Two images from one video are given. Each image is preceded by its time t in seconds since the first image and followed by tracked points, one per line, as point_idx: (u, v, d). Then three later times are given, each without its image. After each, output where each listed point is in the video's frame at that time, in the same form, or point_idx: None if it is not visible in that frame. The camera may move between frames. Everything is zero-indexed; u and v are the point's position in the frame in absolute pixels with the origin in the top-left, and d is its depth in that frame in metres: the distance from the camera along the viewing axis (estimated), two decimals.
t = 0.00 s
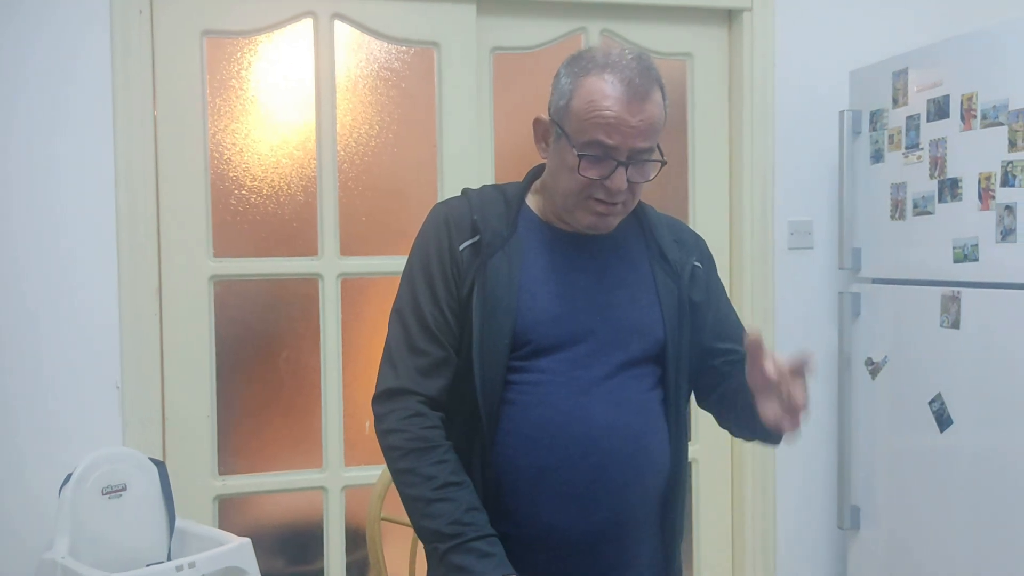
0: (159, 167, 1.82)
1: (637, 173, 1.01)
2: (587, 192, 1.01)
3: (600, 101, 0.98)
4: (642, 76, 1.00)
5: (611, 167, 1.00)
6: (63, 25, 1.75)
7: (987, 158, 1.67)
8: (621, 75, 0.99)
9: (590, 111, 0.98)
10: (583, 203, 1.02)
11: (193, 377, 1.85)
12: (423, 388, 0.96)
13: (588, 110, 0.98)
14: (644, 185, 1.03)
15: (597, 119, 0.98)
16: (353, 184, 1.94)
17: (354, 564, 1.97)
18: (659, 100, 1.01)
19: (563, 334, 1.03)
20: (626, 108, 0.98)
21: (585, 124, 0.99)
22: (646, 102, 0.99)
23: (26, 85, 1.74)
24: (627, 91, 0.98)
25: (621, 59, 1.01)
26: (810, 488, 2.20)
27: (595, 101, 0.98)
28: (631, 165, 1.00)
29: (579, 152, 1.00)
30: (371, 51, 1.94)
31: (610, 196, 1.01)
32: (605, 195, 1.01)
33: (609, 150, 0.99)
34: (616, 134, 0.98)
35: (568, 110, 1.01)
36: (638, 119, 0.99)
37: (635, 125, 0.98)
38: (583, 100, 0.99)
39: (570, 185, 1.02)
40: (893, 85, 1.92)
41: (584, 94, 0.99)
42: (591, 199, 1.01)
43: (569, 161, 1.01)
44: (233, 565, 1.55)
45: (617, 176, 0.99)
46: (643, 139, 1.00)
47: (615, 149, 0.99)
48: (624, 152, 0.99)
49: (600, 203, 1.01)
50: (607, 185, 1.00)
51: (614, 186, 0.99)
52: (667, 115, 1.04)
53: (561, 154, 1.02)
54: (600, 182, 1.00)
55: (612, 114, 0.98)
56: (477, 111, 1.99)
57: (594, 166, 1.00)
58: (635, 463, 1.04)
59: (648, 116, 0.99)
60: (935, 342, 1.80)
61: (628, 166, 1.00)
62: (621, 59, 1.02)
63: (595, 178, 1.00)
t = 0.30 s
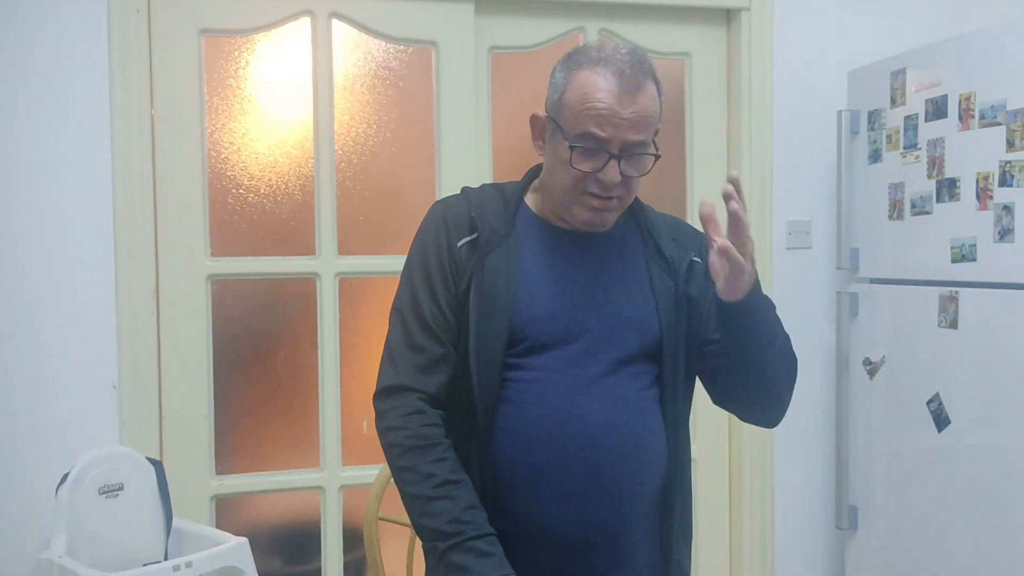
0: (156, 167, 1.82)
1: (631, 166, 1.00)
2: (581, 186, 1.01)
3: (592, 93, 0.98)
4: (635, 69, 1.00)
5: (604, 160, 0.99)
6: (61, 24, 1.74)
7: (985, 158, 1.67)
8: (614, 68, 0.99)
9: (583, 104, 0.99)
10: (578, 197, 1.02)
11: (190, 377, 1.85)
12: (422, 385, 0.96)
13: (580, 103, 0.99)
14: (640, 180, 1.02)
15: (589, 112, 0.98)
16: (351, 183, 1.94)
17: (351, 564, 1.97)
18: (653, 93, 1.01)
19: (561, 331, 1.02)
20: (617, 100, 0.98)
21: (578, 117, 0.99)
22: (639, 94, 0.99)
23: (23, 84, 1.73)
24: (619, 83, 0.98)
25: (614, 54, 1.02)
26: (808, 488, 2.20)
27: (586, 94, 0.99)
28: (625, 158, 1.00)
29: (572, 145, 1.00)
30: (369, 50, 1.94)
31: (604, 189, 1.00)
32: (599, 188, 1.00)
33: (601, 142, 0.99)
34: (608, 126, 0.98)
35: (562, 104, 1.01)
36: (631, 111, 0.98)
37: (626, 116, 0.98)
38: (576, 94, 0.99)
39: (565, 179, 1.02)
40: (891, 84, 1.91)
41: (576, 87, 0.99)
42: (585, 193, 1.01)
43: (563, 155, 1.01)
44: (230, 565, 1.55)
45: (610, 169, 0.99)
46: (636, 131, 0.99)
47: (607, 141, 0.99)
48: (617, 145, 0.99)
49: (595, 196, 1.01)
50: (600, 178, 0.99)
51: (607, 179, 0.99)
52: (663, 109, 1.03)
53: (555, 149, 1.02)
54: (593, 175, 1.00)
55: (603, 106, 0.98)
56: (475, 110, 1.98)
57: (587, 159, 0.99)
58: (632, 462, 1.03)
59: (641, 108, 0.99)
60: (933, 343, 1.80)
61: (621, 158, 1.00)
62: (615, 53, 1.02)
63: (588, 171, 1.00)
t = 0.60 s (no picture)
0: (156, 167, 1.82)
1: (623, 162, 1.00)
2: (574, 184, 1.01)
3: (581, 90, 0.98)
4: (625, 64, 1.00)
5: (596, 157, 0.99)
6: (61, 24, 1.74)
7: (986, 158, 1.67)
8: (603, 64, 0.99)
9: (572, 101, 0.99)
10: (571, 195, 1.02)
11: (191, 378, 1.84)
12: (423, 387, 0.96)
13: (570, 100, 0.99)
14: (633, 176, 1.02)
15: (578, 108, 0.98)
16: (351, 184, 1.94)
17: (352, 564, 1.97)
18: (644, 89, 1.01)
19: (560, 333, 1.02)
20: (607, 96, 0.98)
21: (567, 114, 0.99)
22: (629, 90, 0.99)
23: (23, 84, 1.73)
24: (608, 79, 0.98)
25: (604, 50, 1.02)
26: (808, 488, 2.20)
27: (575, 91, 0.98)
28: (616, 154, 1.00)
29: (562, 143, 1.00)
30: (370, 50, 1.94)
31: (597, 185, 1.00)
32: (591, 184, 1.00)
33: (591, 138, 0.99)
34: (598, 122, 0.98)
35: (552, 102, 1.01)
36: (620, 107, 0.98)
37: (615, 111, 0.98)
38: (566, 91, 0.99)
39: (556, 177, 1.02)
40: (892, 85, 1.91)
41: (565, 84, 1.00)
42: (578, 190, 1.01)
43: (555, 153, 1.01)
44: (230, 566, 1.55)
45: (601, 165, 0.99)
46: (627, 127, 0.99)
47: (597, 138, 0.99)
48: (607, 141, 0.99)
49: (588, 193, 1.01)
50: (592, 174, 0.99)
51: (599, 175, 0.99)
52: (655, 104, 1.03)
53: (547, 147, 1.02)
54: (585, 171, 1.00)
55: (592, 102, 0.98)
56: (475, 111, 1.98)
57: (578, 156, 0.99)
58: (631, 463, 1.03)
59: (631, 103, 0.99)
60: (933, 343, 1.80)
61: (612, 154, 0.99)
62: (604, 50, 1.02)
63: (580, 168, 1.00)
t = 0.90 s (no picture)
0: (157, 167, 1.82)
1: (627, 156, 1.00)
2: (578, 177, 1.01)
3: (584, 84, 0.99)
4: (627, 59, 1.01)
5: (600, 151, 0.99)
6: (61, 25, 1.74)
7: (986, 159, 1.67)
8: (605, 59, 1.00)
9: (575, 95, 0.99)
10: (575, 190, 1.02)
11: (192, 378, 1.85)
12: (426, 386, 0.96)
13: (573, 94, 0.99)
14: (637, 170, 1.02)
15: (581, 103, 0.99)
16: (352, 184, 1.94)
17: (352, 564, 1.97)
18: (646, 83, 1.01)
19: (562, 333, 1.03)
20: (610, 90, 0.98)
21: (571, 109, 0.99)
22: (631, 84, 0.99)
23: (24, 84, 1.73)
24: (611, 73, 0.99)
25: (605, 46, 1.02)
26: (809, 488, 2.20)
27: (578, 85, 0.99)
28: (620, 148, 1.00)
29: (566, 138, 1.00)
30: (370, 51, 1.94)
31: (601, 180, 1.00)
32: (596, 179, 1.00)
33: (595, 133, 0.99)
34: (601, 117, 0.98)
35: (554, 98, 1.02)
36: (624, 100, 0.99)
37: (619, 105, 0.98)
38: (569, 86, 1.00)
39: (560, 172, 1.02)
40: (892, 85, 1.92)
41: (568, 80, 1.00)
42: (582, 184, 1.01)
43: (558, 148, 1.01)
44: (231, 566, 1.55)
45: (606, 159, 0.99)
46: (630, 121, 1.00)
47: (602, 132, 0.99)
48: (611, 135, 0.99)
49: (592, 188, 1.01)
50: (596, 168, 0.99)
51: (604, 169, 0.99)
52: (657, 99, 1.04)
53: (550, 143, 1.02)
54: (589, 166, 1.00)
55: (596, 96, 0.98)
56: (476, 111, 1.98)
57: (582, 151, 1.00)
58: (633, 463, 1.03)
59: (634, 97, 0.99)
60: (933, 344, 1.80)
61: (616, 148, 1.00)
62: (606, 46, 1.02)
63: (584, 161, 1.00)
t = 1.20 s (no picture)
0: (157, 167, 1.82)
1: (624, 166, 1.00)
2: (575, 186, 1.01)
3: (581, 95, 0.98)
4: (626, 69, 1.00)
5: (596, 161, 0.99)
6: (62, 25, 1.74)
7: (985, 159, 1.67)
8: (604, 69, 0.99)
9: (573, 106, 0.99)
10: (572, 197, 1.02)
11: (192, 378, 1.85)
12: (428, 386, 0.96)
13: (570, 104, 0.99)
14: (635, 179, 1.02)
15: (578, 113, 0.98)
16: (353, 185, 1.94)
17: (353, 564, 1.97)
18: (645, 92, 1.01)
19: (564, 333, 1.03)
20: (607, 101, 0.98)
21: (568, 119, 0.99)
22: (629, 94, 0.99)
23: (25, 85, 1.73)
24: (608, 83, 0.98)
25: (606, 54, 1.02)
26: (809, 488, 2.20)
27: (576, 96, 0.99)
28: (617, 158, 0.99)
29: (563, 148, 1.00)
30: (370, 51, 1.94)
31: (597, 190, 1.00)
32: (592, 188, 1.00)
33: (592, 143, 0.99)
34: (598, 128, 0.98)
35: (553, 106, 1.01)
36: (620, 112, 0.98)
37: (615, 117, 0.98)
38: (566, 95, 0.99)
39: (558, 179, 1.02)
40: (892, 85, 1.92)
41: (566, 89, 1.00)
42: (579, 193, 1.01)
43: (555, 156, 1.01)
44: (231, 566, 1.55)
45: (602, 170, 0.99)
46: (628, 132, 0.99)
47: (598, 143, 0.99)
48: (608, 146, 0.99)
49: (589, 196, 1.01)
50: (592, 179, 1.00)
51: (600, 180, 0.99)
52: (657, 107, 1.03)
53: (548, 150, 1.02)
54: (585, 176, 1.00)
55: (593, 107, 0.98)
56: (476, 112, 1.99)
57: (578, 161, 1.00)
58: (634, 463, 1.03)
59: (631, 108, 0.98)
60: (933, 344, 1.81)
61: (613, 159, 0.99)
62: (606, 53, 1.02)
63: (581, 171, 1.00)
